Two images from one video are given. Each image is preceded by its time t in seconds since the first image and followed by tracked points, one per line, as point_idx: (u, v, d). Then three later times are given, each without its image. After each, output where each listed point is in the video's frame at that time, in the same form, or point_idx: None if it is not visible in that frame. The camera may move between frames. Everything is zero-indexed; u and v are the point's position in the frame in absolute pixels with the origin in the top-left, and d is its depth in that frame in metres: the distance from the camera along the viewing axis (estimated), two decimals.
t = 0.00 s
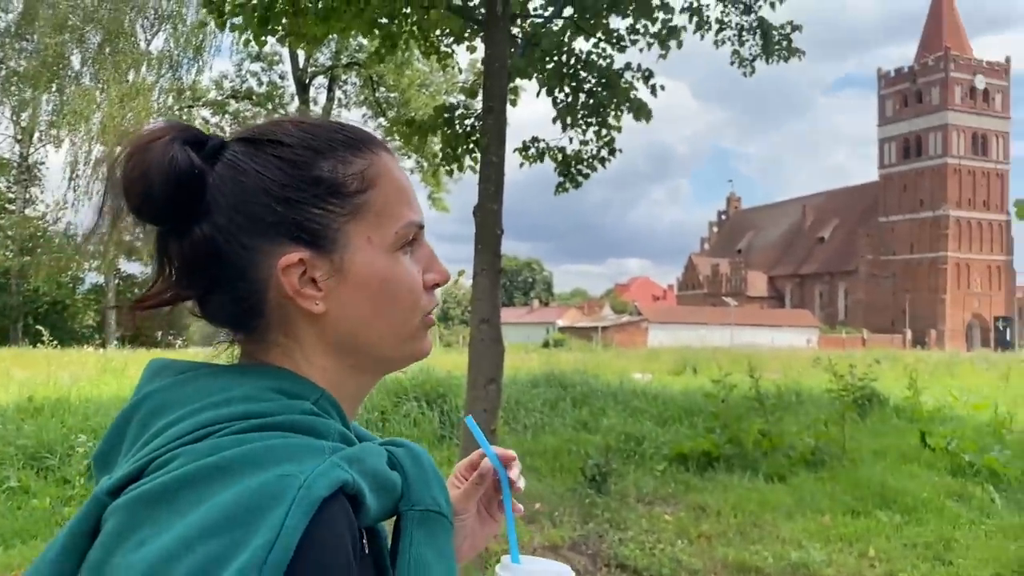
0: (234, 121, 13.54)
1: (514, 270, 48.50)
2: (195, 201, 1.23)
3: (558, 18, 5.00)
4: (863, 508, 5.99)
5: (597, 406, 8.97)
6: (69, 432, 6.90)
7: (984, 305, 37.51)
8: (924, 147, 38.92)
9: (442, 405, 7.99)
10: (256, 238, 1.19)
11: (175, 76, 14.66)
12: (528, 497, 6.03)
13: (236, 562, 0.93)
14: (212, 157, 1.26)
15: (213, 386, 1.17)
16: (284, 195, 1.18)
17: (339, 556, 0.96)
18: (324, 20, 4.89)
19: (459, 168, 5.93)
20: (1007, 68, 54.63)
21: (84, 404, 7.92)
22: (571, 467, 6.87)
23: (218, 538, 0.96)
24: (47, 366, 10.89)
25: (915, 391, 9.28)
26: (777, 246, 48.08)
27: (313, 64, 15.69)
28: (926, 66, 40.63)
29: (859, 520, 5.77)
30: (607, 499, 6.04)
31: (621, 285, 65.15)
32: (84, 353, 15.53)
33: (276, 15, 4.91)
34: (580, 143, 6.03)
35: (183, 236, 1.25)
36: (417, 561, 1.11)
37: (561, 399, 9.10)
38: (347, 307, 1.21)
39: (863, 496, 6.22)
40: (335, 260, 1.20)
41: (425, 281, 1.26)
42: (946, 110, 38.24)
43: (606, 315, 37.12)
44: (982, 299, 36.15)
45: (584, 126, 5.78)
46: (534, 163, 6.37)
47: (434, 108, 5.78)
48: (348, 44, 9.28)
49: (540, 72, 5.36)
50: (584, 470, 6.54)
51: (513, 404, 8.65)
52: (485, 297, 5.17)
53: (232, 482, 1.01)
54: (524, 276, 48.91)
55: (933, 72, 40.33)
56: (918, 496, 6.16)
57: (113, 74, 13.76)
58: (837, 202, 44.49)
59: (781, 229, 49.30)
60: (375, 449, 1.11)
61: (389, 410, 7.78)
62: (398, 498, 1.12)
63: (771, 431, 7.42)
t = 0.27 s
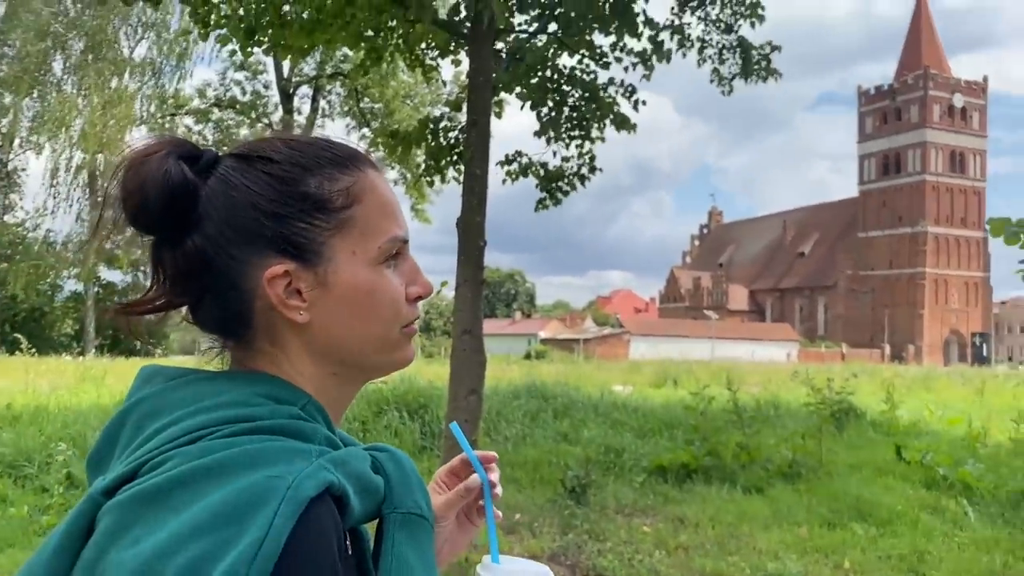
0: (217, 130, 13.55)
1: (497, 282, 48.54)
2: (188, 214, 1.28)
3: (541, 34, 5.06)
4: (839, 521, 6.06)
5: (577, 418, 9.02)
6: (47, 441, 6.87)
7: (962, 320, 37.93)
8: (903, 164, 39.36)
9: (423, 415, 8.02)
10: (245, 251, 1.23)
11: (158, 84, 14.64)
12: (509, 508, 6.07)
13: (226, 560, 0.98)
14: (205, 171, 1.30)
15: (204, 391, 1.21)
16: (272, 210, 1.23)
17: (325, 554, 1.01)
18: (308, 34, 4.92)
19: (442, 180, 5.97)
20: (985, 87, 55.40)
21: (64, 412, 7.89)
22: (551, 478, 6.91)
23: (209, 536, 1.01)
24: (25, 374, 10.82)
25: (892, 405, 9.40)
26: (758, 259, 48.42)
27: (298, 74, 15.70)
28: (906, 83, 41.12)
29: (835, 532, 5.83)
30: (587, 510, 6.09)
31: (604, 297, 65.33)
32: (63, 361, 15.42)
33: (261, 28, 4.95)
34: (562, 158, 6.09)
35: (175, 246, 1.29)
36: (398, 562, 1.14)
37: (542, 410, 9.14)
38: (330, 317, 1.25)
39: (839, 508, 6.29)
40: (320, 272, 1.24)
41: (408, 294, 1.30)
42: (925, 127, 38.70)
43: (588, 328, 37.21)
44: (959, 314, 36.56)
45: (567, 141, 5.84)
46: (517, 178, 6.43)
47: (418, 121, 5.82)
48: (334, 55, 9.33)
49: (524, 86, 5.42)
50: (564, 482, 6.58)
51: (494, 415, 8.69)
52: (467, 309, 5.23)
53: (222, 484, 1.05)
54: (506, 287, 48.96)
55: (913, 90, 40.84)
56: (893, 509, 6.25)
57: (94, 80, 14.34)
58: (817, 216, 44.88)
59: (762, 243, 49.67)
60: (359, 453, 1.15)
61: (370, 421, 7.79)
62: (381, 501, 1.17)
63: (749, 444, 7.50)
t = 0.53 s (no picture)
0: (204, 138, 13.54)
1: (484, 291, 48.57)
2: (179, 221, 1.30)
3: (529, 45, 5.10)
4: (822, 530, 6.09)
5: (563, 427, 9.04)
6: (31, 448, 6.83)
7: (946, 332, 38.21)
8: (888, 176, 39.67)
9: (409, 424, 8.02)
10: (232, 256, 1.25)
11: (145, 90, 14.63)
12: (494, 517, 6.08)
13: (213, 558, 1.00)
14: (196, 179, 1.32)
15: (194, 394, 1.23)
16: (257, 217, 1.25)
17: (311, 554, 1.03)
18: (297, 44, 4.95)
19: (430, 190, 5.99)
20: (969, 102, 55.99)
21: (47, 420, 7.85)
22: (536, 487, 6.93)
23: (197, 534, 1.02)
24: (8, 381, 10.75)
25: (875, 416, 9.47)
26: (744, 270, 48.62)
27: (286, 83, 15.72)
28: (890, 97, 41.47)
29: (818, 542, 5.86)
30: (572, 519, 6.11)
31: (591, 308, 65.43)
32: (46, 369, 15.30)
33: (250, 37, 4.99)
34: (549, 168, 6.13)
35: (167, 252, 1.31)
36: (382, 563, 1.16)
37: (528, 420, 9.14)
38: (314, 324, 1.27)
39: (822, 518, 6.33)
40: (305, 279, 1.26)
41: (392, 303, 1.31)
42: (910, 140, 39.02)
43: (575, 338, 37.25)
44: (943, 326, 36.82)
45: (555, 151, 5.88)
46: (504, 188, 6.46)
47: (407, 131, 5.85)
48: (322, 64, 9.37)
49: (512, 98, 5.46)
50: (550, 491, 6.60)
51: (480, 425, 8.70)
52: (454, 318, 5.24)
53: (210, 483, 1.07)
54: (493, 297, 48.99)
55: (898, 104, 41.21)
56: (875, 519, 6.29)
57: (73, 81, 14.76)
58: (803, 228, 45.14)
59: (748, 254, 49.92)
60: (345, 455, 1.17)
61: (355, 429, 7.79)
62: (366, 503, 1.19)
63: (734, 454, 7.53)
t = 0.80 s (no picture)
0: (195, 144, 13.53)
1: (475, 298, 48.56)
2: (178, 223, 1.31)
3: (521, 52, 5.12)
4: (812, 537, 6.11)
5: (554, 434, 9.04)
6: (20, 454, 6.79)
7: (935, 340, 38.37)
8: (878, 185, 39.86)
9: (400, 431, 8.01)
10: (225, 259, 1.26)
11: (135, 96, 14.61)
12: (485, 524, 6.07)
13: (209, 560, 1.00)
14: (197, 183, 1.33)
15: (190, 396, 1.23)
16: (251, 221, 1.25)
17: (307, 554, 1.03)
18: (290, 49, 4.96)
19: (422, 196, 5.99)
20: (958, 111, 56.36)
21: (36, 426, 7.80)
22: (527, 494, 6.92)
23: (194, 536, 1.02)
24: None
25: (866, 424, 9.49)
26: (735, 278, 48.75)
27: (278, 89, 15.72)
28: (880, 107, 41.72)
29: (808, 549, 5.87)
30: (562, 526, 6.10)
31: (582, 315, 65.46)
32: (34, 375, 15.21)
33: (243, 42, 4.99)
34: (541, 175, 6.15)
35: (166, 253, 1.32)
36: (376, 566, 1.16)
37: (519, 427, 9.14)
38: (306, 328, 1.27)
39: (812, 525, 6.35)
40: (295, 283, 1.26)
41: (382, 310, 1.31)
42: (900, 149, 39.25)
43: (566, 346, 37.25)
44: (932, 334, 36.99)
45: (547, 158, 5.89)
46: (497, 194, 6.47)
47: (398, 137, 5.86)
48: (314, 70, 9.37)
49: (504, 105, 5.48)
50: (541, 498, 6.59)
51: (472, 431, 8.69)
52: (445, 324, 5.25)
53: (207, 485, 1.07)
54: (484, 304, 49.00)
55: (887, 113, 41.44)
56: (865, 526, 6.31)
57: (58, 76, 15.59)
58: (794, 237, 45.30)
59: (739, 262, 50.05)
60: (340, 458, 1.18)
61: (346, 436, 7.78)
62: (361, 506, 1.19)
63: (725, 461, 7.55)
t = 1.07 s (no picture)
0: (189, 149, 13.51)
1: (470, 303, 48.51)
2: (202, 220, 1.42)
3: (514, 58, 5.12)
4: (806, 542, 6.10)
5: (548, 439, 9.03)
6: (10, 459, 6.75)
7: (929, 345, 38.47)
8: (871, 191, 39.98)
9: (394, 436, 7.98)
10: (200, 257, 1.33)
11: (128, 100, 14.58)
12: (479, 530, 6.06)
13: (182, 562, 0.99)
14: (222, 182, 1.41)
15: (169, 398, 1.23)
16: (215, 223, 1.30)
17: (283, 556, 1.03)
18: (285, 53, 4.95)
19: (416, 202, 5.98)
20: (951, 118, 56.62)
21: (29, 432, 7.76)
22: (521, 499, 6.91)
23: (166, 539, 1.01)
24: None
25: (860, 428, 9.50)
26: (729, 283, 48.81)
27: (273, 94, 15.71)
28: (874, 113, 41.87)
29: (802, 554, 5.87)
30: (556, 531, 6.09)
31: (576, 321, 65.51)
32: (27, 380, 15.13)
33: (237, 47, 4.99)
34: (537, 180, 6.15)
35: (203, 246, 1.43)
36: (357, 568, 1.15)
37: (513, 432, 9.12)
38: (236, 336, 1.26)
39: (806, 530, 6.35)
40: (228, 289, 1.26)
41: (308, 329, 1.23)
42: (893, 155, 39.37)
43: (561, 351, 37.25)
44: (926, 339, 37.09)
45: (542, 162, 5.90)
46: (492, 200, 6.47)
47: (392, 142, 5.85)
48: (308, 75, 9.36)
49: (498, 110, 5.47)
50: (535, 503, 6.58)
51: (466, 436, 8.68)
52: (439, 329, 5.24)
53: (179, 487, 1.06)
54: (478, 309, 48.96)
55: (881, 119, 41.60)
56: (859, 531, 6.31)
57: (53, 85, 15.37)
58: (788, 242, 45.39)
59: (733, 267, 50.11)
60: (321, 460, 1.17)
61: (340, 441, 7.77)
62: (344, 509, 1.19)
63: (719, 466, 7.54)
